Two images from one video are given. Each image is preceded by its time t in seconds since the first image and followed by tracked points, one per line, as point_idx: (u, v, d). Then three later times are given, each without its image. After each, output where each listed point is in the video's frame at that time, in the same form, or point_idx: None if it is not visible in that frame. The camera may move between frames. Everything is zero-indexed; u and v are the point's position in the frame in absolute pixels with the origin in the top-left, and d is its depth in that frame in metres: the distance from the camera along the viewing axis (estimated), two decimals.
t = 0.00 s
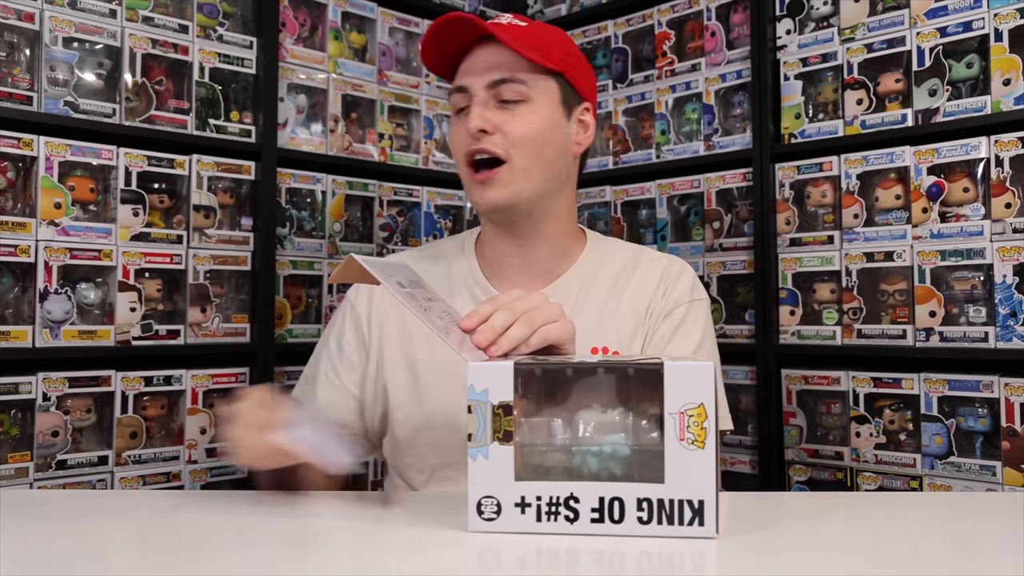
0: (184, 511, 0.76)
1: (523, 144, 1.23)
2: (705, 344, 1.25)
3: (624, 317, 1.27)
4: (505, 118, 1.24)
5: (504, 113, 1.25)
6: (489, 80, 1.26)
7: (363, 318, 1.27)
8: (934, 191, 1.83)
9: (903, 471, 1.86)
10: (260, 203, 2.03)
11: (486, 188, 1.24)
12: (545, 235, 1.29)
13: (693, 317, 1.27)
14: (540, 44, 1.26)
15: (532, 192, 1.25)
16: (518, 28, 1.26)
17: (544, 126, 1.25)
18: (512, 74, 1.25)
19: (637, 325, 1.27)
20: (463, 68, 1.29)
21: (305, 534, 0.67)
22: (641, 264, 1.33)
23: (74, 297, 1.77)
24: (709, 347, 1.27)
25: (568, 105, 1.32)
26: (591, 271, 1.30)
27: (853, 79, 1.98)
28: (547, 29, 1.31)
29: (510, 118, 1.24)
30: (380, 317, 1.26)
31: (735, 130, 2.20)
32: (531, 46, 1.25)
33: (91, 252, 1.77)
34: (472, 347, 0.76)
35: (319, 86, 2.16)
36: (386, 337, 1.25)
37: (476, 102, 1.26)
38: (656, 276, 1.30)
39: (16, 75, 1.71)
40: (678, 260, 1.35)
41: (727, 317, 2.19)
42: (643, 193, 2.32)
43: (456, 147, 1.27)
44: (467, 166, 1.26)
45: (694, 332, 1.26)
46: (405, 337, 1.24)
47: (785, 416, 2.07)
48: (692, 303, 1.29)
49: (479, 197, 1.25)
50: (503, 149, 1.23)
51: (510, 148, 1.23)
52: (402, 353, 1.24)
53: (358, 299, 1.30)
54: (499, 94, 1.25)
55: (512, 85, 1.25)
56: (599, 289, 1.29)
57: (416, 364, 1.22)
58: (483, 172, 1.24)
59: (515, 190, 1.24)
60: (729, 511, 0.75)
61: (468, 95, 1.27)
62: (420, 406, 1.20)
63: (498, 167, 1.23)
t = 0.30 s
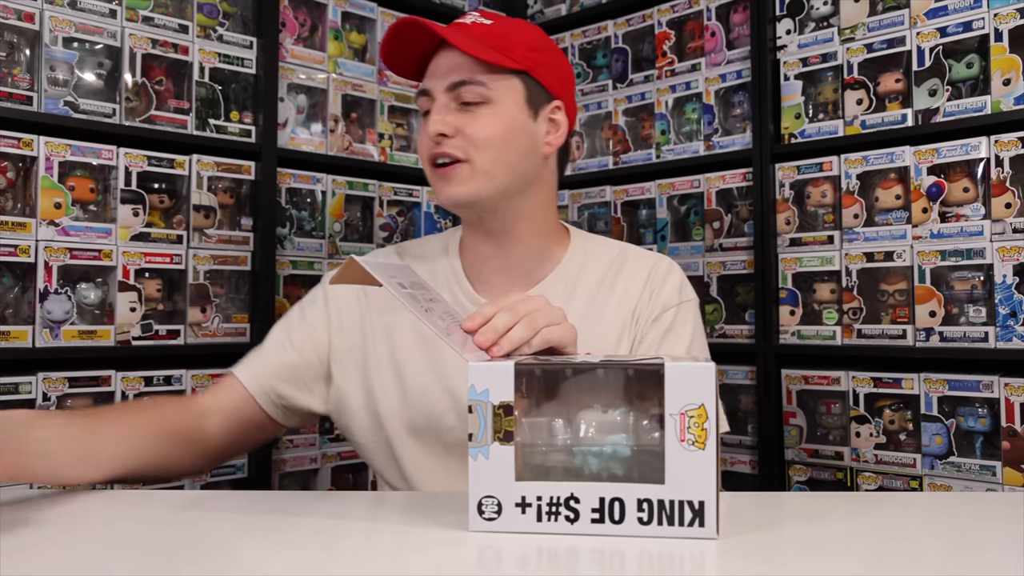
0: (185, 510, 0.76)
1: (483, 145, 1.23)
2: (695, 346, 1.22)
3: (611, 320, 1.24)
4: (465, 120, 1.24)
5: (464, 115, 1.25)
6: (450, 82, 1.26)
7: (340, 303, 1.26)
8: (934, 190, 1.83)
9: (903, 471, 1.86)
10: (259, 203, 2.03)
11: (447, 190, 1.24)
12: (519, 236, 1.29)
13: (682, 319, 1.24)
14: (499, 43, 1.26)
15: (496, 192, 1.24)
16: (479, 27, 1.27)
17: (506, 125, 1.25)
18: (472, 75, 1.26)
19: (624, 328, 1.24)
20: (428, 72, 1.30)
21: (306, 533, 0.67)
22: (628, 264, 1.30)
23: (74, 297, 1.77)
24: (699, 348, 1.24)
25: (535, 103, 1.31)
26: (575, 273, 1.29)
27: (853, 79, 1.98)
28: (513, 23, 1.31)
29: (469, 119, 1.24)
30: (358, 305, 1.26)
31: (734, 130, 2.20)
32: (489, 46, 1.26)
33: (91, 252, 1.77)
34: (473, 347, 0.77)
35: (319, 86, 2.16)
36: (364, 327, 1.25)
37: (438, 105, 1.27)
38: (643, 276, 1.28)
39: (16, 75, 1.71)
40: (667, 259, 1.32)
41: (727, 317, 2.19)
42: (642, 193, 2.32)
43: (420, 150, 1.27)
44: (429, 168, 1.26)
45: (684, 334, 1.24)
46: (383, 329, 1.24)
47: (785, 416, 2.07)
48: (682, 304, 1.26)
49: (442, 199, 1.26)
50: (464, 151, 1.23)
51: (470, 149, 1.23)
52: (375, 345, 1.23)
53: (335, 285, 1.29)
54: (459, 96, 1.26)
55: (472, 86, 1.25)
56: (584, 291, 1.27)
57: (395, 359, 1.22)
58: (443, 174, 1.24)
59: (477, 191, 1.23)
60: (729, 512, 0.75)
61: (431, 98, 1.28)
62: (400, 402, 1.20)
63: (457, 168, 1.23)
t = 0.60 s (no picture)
0: (186, 510, 0.76)
1: (460, 145, 1.19)
2: (687, 340, 1.24)
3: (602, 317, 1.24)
4: (440, 119, 1.20)
5: (439, 113, 1.21)
6: (423, 80, 1.22)
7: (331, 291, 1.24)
8: (934, 191, 1.83)
9: (903, 471, 1.86)
10: (259, 203, 2.03)
11: (424, 192, 1.20)
12: (499, 237, 1.27)
13: (671, 314, 1.25)
14: (470, 39, 1.22)
15: (476, 194, 1.21)
16: (450, 22, 1.22)
17: (482, 123, 1.21)
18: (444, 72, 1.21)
19: (616, 325, 1.24)
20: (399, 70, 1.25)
21: (305, 534, 0.67)
22: (613, 259, 1.30)
23: (74, 297, 1.77)
24: (690, 341, 1.25)
25: (511, 97, 1.27)
26: (560, 270, 1.27)
27: (853, 79, 1.98)
28: (482, 16, 1.27)
29: (444, 119, 1.20)
30: (347, 295, 1.23)
31: (734, 129, 2.20)
32: (461, 41, 1.21)
33: (91, 252, 1.77)
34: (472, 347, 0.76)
35: (319, 86, 2.16)
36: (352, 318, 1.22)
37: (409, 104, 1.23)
38: (630, 271, 1.28)
39: (16, 75, 1.71)
40: (650, 251, 1.32)
41: (727, 317, 2.19)
42: (642, 193, 2.32)
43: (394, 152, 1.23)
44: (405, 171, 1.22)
45: (675, 329, 1.25)
46: (371, 320, 1.21)
47: (785, 416, 2.07)
48: (670, 299, 1.27)
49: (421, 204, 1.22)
50: (440, 153, 1.19)
51: (447, 149, 1.19)
52: (360, 338, 1.21)
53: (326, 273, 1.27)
54: (432, 94, 1.22)
55: (444, 84, 1.21)
56: (572, 289, 1.26)
57: (382, 352, 1.19)
58: (420, 176, 1.20)
59: (457, 193, 1.20)
60: (729, 512, 0.75)
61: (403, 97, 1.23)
62: (386, 397, 1.18)
63: (436, 170, 1.20)
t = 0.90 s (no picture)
0: (187, 510, 0.76)
1: (541, 159, 1.11)
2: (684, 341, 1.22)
3: (600, 320, 1.23)
4: (524, 128, 1.09)
5: (520, 121, 1.10)
6: (509, 85, 1.08)
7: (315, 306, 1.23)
8: (934, 191, 1.83)
9: (903, 471, 1.86)
10: (259, 203, 2.03)
11: (500, 202, 1.10)
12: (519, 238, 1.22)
13: (669, 316, 1.24)
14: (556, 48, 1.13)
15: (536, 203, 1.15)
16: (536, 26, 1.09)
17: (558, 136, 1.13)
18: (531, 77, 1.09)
19: (614, 328, 1.23)
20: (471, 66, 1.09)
21: (307, 534, 0.67)
22: (610, 262, 1.29)
23: (74, 297, 1.77)
24: (689, 343, 1.24)
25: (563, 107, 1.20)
26: (556, 277, 1.25)
27: (852, 79, 1.98)
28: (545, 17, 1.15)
29: (526, 127, 1.10)
30: (330, 306, 1.22)
31: (735, 130, 2.20)
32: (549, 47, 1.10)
33: (91, 252, 1.77)
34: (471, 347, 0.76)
35: (318, 86, 2.16)
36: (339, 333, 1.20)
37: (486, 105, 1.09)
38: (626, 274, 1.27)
39: (16, 75, 1.71)
40: (648, 254, 1.31)
41: (727, 317, 2.19)
42: (642, 193, 2.32)
43: (462, 153, 1.09)
44: (475, 177, 1.09)
45: (673, 330, 1.23)
46: (357, 333, 1.19)
47: (785, 416, 2.07)
48: (668, 301, 1.25)
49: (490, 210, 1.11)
50: (523, 164, 1.09)
51: (530, 161, 1.09)
52: (348, 348, 1.19)
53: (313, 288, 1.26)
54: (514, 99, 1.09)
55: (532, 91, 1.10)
56: (568, 293, 1.25)
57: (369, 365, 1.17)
58: (497, 185, 1.09)
59: (528, 205, 1.12)
60: (729, 512, 0.75)
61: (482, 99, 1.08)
62: (381, 402, 1.16)
63: (515, 180, 1.09)
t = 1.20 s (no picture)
0: (186, 509, 0.76)
1: (532, 158, 1.19)
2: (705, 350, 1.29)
3: (626, 322, 1.29)
4: (511, 134, 1.19)
5: (508, 128, 1.20)
6: (489, 97, 1.20)
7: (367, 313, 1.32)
8: (934, 191, 1.83)
9: (903, 471, 1.86)
10: (260, 203, 2.03)
11: (502, 208, 1.20)
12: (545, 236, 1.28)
13: (693, 324, 1.30)
14: (535, 51, 1.21)
15: (543, 200, 1.23)
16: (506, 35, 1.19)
17: (548, 134, 1.22)
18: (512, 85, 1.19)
19: (639, 331, 1.29)
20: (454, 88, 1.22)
21: (307, 534, 0.67)
22: (641, 268, 1.35)
23: (74, 297, 1.77)
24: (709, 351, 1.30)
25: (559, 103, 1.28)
26: (591, 276, 1.31)
27: (853, 79, 1.98)
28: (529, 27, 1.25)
29: (514, 132, 1.19)
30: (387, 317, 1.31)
31: (735, 130, 2.20)
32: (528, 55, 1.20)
33: (91, 252, 1.77)
34: (473, 346, 0.79)
35: (318, 86, 2.16)
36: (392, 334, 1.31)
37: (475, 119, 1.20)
38: (656, 281, 1.33)
39: (16, 75, 1.71)
40: (677, 264, 1.38)
41: (727, 317, 2.19)
42: (642, 193, 2.32)
43: (459, 166, 1.21)
44: (476, 189, 1.20)
45: (694, 338, 1.29)
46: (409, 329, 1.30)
47: (785, 416, 2.07)
48: (693, 310, 1.32)
49: (494, 215, 1.21)
50: (515, 167, 1.18)
51: (521, 163, 1.18)
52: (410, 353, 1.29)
53: (359, 295, 1.34)
54: (501, 109, 1.20)
55: (513, 99, 1.20)
56: (599, 295, 1.30)
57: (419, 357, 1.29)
58: (496, 192, 1.19)
59: (530, 206, 1.21)
60: (729, 512, 0.75)
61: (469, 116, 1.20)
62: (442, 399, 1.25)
63: (511, 183, 1.19)
